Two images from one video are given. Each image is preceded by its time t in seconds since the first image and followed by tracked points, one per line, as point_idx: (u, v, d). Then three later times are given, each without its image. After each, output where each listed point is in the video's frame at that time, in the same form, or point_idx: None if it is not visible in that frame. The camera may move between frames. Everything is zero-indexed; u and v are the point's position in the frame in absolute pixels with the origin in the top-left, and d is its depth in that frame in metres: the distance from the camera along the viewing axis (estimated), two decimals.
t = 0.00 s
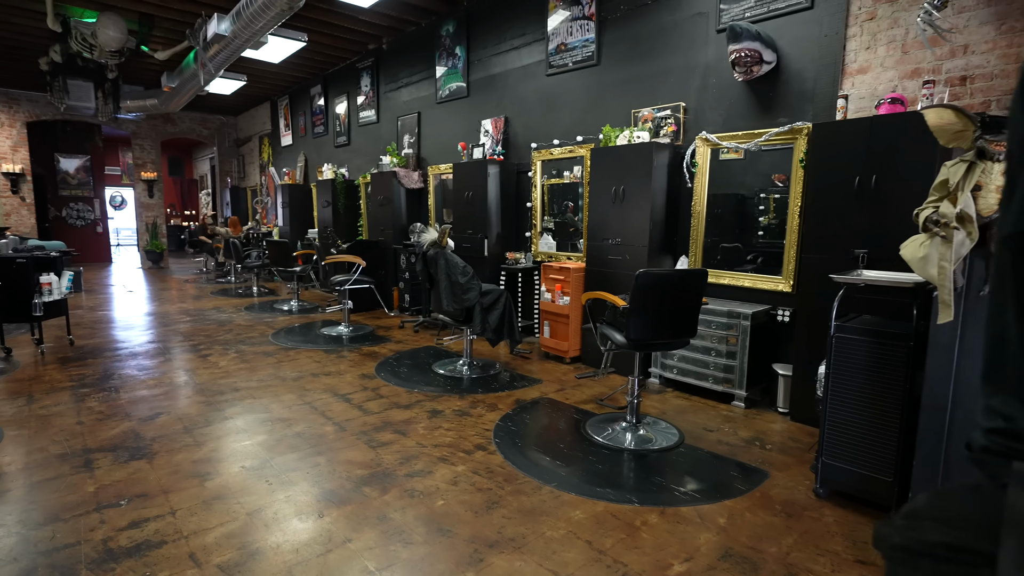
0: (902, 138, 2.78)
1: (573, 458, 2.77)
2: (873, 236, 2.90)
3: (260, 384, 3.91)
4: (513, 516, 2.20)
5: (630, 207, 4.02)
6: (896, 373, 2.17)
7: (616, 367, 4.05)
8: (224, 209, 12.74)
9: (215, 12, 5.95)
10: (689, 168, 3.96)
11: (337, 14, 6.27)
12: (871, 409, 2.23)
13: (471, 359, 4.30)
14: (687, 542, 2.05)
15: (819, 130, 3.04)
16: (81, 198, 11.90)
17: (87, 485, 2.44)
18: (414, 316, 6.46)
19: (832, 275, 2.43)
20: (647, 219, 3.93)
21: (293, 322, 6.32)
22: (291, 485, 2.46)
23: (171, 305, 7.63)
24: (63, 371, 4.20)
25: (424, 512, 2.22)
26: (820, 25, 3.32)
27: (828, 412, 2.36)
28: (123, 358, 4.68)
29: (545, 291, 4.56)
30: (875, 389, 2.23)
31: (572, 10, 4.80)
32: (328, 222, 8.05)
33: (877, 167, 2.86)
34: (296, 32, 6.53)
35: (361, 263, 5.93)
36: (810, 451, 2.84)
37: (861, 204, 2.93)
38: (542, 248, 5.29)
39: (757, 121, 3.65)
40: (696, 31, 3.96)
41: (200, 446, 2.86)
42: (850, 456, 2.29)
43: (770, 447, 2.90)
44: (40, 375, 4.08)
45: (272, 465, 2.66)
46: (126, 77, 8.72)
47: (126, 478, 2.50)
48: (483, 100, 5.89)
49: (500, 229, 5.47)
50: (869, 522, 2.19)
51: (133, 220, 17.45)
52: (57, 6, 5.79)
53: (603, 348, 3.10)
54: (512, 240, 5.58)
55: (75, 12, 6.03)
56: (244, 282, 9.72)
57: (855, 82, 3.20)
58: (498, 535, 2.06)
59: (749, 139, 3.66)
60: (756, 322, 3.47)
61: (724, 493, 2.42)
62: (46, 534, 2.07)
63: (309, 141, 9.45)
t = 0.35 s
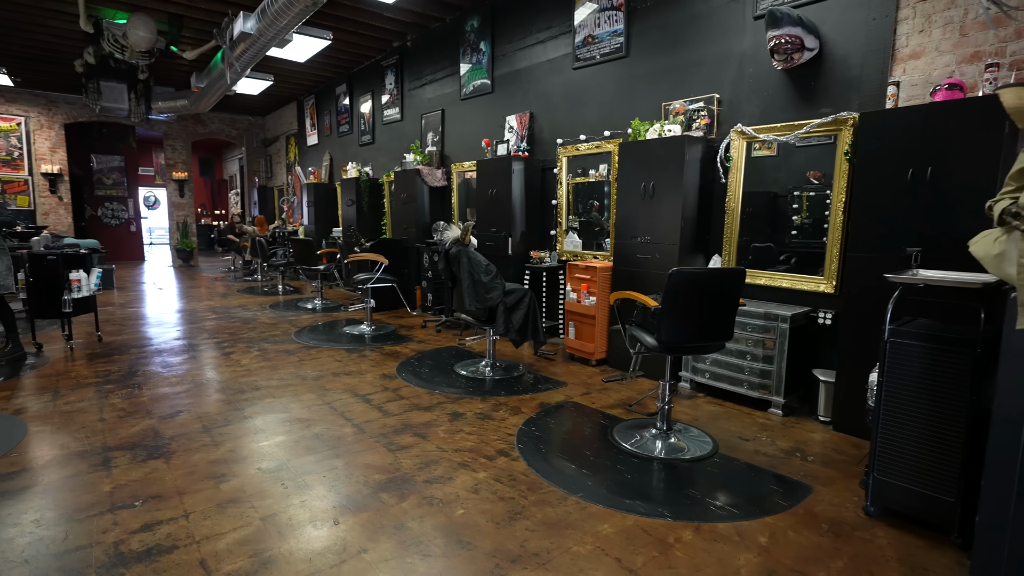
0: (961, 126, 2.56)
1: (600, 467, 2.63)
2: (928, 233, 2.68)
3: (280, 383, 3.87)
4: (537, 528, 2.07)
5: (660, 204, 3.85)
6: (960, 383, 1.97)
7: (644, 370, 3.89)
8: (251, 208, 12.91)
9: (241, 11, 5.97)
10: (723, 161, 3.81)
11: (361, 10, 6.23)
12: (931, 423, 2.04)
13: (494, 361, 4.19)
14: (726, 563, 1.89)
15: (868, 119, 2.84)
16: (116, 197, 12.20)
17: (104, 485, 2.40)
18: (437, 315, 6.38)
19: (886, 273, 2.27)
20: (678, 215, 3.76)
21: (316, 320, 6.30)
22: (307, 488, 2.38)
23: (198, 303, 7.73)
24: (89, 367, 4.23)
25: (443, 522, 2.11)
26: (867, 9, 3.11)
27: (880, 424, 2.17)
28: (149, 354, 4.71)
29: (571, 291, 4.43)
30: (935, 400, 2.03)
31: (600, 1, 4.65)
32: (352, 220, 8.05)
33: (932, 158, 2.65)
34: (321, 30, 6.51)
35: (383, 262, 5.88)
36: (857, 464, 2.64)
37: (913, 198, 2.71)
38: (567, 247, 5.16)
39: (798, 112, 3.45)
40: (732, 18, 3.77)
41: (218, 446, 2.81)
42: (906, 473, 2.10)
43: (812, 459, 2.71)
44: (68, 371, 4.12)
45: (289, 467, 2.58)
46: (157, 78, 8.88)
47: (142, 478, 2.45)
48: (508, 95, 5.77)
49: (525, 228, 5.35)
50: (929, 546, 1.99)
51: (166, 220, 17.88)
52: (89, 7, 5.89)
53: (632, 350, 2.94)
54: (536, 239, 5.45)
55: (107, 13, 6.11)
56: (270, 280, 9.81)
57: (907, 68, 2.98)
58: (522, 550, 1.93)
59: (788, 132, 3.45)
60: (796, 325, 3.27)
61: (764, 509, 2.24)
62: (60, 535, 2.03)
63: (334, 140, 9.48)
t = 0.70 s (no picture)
0: None
1: (624, 477, 2.46)
2: (985, 229, 2.46)
3: (294, 383, 3.79)
4: (556, 544, 1.93)
5: (687, 199, 3.67)
6: None
7: (669, 374, 3.72)
8: (273, 207, 13.00)
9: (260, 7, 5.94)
10: (755, 154, 3.61)
11: (381, 6, 6.16)
12: (996, 438, 1.84)
13: (512, 362, 4.06)
14: None
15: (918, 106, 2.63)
16: (142, 197, 12.40)
17: (108, 486, 2.33)
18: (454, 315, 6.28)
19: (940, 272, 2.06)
20: (706, 211, 3.57)
21: (333, 319, 6.24)
22: (315, 494, 2.27)
23: (218, 300, 7.76)
24: (106, 364, 4.21)
25: (456, 535, 1.97)
26: None
27: (935, 438, 1.97)
28: (167, 351, 4.69)
29: (592, 291, 4.27)
30: (1000, 413, 1.83)
31: None
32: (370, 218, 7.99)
33: (990, 148, 2.43)
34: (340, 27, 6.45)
35: (401, 260, 5.79)
36: (904, 480, 2.44)
37: (969, 191, 2.50)
38: (588, 245, 4.99)
39: (837, 101, 3.24)
40: (766, 4, 3.57)
41: (227, 447, 2.73)
42: (965, 492, 1.91)
43: (854, 473, 2.51)
44: (85, 367, 4.10)
45: (298, 471, 2.48)
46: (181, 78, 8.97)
47: (148, 480, 2.38)
48: (529, 90, 5.63)
49: (545, 226, 5.20)
50: (993, 575, 1.80)
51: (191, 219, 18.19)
52: (112, 6, 5.93)
53: (658, 353, 2.78)
54: (557, 236, 5.30)
55: (130, 11, 6.12)
56: (290, 279, 9.83)
57: (960, 51, 2.76)
58: (539, 568, 1.79)
59: (826, 122, 3.25)
60: (834, 328, 3.06)
61: (804, 528, 2.06)
62: (59, 539, 1.95)
63: (354, 138, 9.46)
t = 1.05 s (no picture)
0: None
1: (645, 490, 2.31)
2: None
3: (303, 385, 3.69)
4: (573, 565, 1.79)
5: (711, 196, 3.49)
6: None
7: (691, 379, 3.55)
8: (289, 206, 13.04)
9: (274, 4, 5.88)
10: (784, 149, 3.43)
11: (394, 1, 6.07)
12: None
13: (527, 365, 3.92)
14: None
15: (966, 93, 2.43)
16: (160, 196, 12.52)
17: (106, 493, 2.24)
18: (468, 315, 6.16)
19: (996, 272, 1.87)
20: (731, 209, 3.39)
21: (346, 319, 6.17)
22: (318, 504, 2.16)
23: (233, 299, 7.75)
24: (117, 363, 4.17)
25: (465, 553, 1.84)
26: None
27: (992, 455, 1.79)
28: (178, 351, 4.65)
29: (611, 292, 4.13)
30: None
31: None
32: (384, 217, 7.91)
33: None
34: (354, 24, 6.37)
35: (414, 259, 5.69)
36: (951, 498, 2.24)
37: None
38: (606, 244, 4.84)
39: (874, 91, 3.05)
40: None
41: (231, 452, 2.63)
42: None
43: (895, 490, 2.32)
44: (95, 366, 4.07)
45: (302, 479, 2.37)
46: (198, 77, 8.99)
47: (148, 486, 2.29)
48: (545, 85, 5.49)
49: (561, 224, 5.05)
50: None
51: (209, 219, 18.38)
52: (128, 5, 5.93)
53: (682, 358, 2.62)
54: (574, 235, 5.15)
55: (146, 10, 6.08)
56: (305, 278, 9.82)
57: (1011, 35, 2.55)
58: None
59: (862, 113, 3.07)
60: (870, 333, 2.87)
61: (844, 552, 1.89)
62: (50, 550, 1.86)
63: (368, 137, 9.41)
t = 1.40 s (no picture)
0: None
1: (669, 503, 2.18)
2: None
3: (316, 386, 3.63)
4: None
5: (738, 193, 3.34)
6: None
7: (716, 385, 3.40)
8: (308, 206, 13.11)
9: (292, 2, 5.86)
10: (816, 143, 3.26)
11: None
12: None
13: (544, 368, 3.80)
14: None
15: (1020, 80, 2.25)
16: (182, 196, 12.69)
17: (111, 497, 2.19)
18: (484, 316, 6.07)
19: None
20: (760, 206, 3.23)
21: (362, 319, 6.12)
22: (325, 512, 2.07)
23: (251, 298, 7.78)
24: (132, 361, 4.16)
25: (477, 569, 1.74)
26: None
27: None
28: (194, 350, 4.63)
29: (631, 292, 3.99)
30: None
31: None
32: (401, 216, 7.86)
33: None
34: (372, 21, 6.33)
35: (430, 259, 5.61)
36: (1003, 519, 2.07)
37: None
38: (626, 244, 4.70)
39: (915, 80, 2.87)
40: None
41: (240, 455, 2.57)
42: None
43: (941, 508, 2.15)
44: (111, 365, 4.06)
45: (310, 484, 2.29)
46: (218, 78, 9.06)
47: (153, 490, 2.23)
48: (564, 81, 5.36)
49: (580, 223, 4.92)
50: None
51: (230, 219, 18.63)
52: (148, 5, 5.95)
53: (708, 363, 2.49)
54: (592, 234, 5.01)
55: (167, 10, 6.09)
56: (323, 277, 9.83)
57: None
58: None
59: (901, 104, 2.88)
60: (910, 337, 2.69)
61: None
62: (49, 556, 1.80)
63: (386, 136, 9.38)
